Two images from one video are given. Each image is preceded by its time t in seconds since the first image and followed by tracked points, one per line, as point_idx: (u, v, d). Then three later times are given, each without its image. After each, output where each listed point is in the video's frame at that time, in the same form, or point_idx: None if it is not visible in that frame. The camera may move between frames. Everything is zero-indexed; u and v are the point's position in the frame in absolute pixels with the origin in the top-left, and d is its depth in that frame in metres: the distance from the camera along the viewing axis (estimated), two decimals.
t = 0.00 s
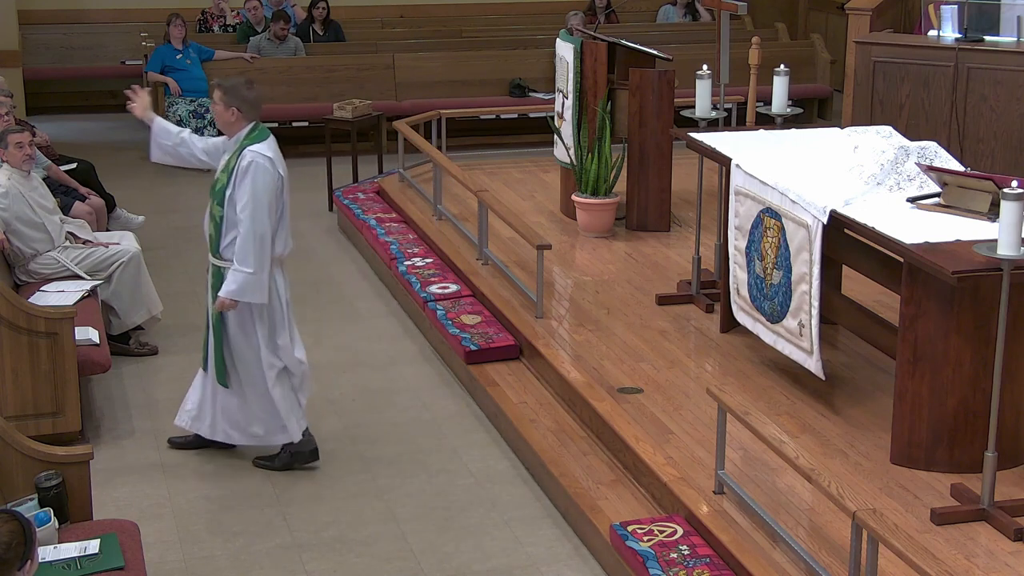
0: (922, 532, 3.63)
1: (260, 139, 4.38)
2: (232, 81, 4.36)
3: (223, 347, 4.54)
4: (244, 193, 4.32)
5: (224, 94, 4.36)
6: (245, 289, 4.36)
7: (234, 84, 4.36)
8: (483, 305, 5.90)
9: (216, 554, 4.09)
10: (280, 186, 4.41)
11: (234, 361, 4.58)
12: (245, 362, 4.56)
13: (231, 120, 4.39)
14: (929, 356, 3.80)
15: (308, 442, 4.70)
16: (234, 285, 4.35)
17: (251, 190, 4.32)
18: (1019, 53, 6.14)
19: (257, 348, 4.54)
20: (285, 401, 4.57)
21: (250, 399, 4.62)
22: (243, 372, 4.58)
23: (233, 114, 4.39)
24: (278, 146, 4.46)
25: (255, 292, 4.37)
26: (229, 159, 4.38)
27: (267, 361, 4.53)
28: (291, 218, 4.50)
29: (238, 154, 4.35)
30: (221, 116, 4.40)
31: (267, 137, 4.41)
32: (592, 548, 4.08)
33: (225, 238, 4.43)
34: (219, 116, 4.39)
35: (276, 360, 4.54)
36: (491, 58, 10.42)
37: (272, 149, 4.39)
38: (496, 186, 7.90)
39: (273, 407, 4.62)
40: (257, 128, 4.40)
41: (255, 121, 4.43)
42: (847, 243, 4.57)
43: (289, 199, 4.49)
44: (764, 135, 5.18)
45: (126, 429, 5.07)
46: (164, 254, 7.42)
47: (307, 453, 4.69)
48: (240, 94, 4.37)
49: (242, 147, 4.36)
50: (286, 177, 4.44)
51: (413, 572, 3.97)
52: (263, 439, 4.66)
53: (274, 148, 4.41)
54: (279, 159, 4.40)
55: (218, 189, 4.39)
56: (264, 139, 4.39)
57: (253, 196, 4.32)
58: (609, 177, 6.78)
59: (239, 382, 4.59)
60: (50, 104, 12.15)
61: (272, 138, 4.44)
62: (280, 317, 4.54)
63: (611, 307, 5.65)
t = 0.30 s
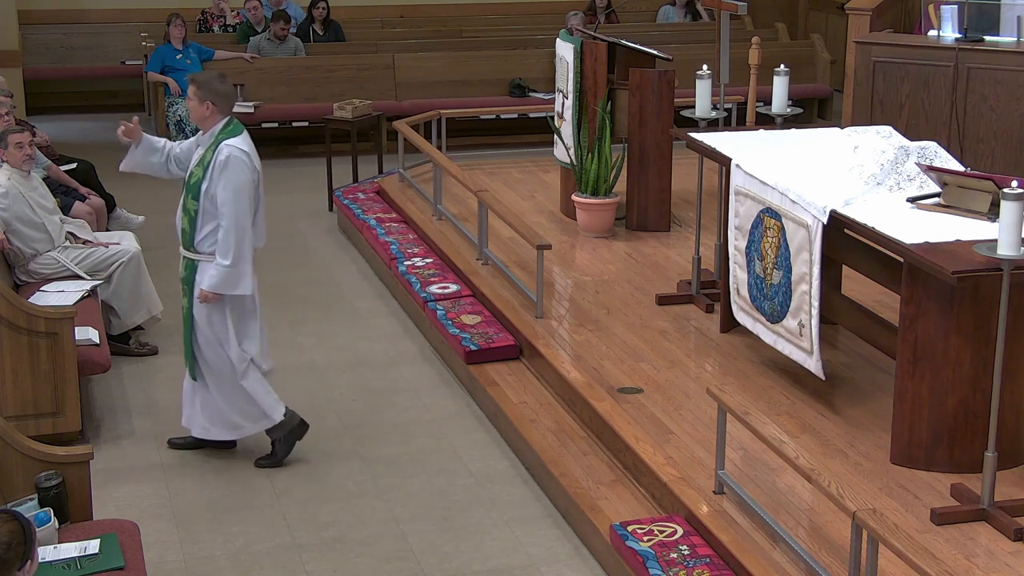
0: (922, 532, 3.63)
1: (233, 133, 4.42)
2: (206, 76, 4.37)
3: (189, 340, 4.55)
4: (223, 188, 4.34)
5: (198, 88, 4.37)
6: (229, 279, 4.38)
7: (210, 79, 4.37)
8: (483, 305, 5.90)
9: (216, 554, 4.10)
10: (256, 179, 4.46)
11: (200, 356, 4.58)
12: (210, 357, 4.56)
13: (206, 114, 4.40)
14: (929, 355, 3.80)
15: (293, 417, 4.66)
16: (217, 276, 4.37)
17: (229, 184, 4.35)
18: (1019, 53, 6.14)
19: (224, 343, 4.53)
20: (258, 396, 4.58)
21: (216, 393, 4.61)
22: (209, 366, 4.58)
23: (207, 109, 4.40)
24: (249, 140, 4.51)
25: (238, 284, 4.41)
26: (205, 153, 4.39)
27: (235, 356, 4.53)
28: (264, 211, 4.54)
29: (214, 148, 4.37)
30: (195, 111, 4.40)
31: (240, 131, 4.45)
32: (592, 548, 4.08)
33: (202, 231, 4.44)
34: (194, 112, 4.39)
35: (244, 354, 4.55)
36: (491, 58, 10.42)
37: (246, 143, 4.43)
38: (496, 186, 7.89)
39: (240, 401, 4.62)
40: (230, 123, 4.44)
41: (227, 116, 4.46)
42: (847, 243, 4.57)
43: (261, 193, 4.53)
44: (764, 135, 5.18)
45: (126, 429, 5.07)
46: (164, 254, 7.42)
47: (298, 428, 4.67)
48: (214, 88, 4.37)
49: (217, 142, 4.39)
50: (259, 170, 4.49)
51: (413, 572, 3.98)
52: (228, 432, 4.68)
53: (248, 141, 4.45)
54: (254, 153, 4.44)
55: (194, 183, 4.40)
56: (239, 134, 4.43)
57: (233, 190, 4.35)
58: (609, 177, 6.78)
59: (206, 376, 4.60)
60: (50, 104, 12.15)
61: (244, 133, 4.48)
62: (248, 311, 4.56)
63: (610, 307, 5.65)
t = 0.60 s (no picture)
0: (923, 532, 3.63)
1: (215, 131, 4.42)
2: (190, 76, 4.37)
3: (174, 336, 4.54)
4: (200, 184, 4.35)
5: (182, 88, 4.36)
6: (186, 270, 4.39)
7: (195, 77, 4.37)
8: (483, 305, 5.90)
9: (216, 554, 4.10)
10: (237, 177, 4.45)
11: (186, 352, 4.57)
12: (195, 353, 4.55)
13: (192, 114, 4.41)
14: (929, 355, 3.80)
15: (284, 410, 4.67)
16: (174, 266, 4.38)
17: (206, 181, 4.35)
18: (1019, 53, 6.14)
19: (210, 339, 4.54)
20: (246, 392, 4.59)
21: (202, 389, 4.61)
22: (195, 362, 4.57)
23: (193, 108, 4.40)
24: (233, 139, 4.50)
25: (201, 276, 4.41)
26: (187, 149, 4.40)
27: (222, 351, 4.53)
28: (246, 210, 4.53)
29: (195, 145, 4.38)
30: (180, 110, 4.40)
31: (223, 129, 4.44)
32: (592, 548, 4.08)
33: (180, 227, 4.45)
34: (178, 109, 4.40)
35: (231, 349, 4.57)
36: (491, 58, 10.42)
37: (228, 141, 4.42)
38: (496, 186, 7.89)
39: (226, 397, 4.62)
40: (213, 121, 4.43)
41: (212, 115, 4.46)
42: (847, 244, 4.57)
43: (244, 192, 4.52)
44: (765, 135, 5.18)
45: (126, 429, 5.07)
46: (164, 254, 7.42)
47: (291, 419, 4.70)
48: (199, 87, 4.37)
49: (198, 139, 4.39)
50: (242, 169, 4.48)
51: (413, 572, 3.98)
52: (214, 429, 4.67)
53: (230, 139, 4.44)
54: (235, 152, 4.43)
55: (175, 180, 4.41)
56: (222, 131, 4.43)
57: (208, 186, 4.35)
58: (609, 177, 6.78)
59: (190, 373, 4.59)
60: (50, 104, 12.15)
61: (228, 132, 4.48)
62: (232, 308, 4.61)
63: (611, 307, 5.65)
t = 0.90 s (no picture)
0: (923, 532, 3.63)
1: (207, 129, 4.41)
2: (182, 76, 4.35)
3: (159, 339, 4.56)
4: (188, 180, 4.36)
5: (174, 88, 4.34)
6: (152, 234, 4.39)
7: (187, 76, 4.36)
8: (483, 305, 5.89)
9: (216, 554, 4.10)
10: (229, 176, 4.44)
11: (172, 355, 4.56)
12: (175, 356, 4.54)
13: (185, 113, 4.39)
14: (929, 356, 3.80)
15: (265, 404, 4.61)
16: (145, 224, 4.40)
17: (195, 177, 4.36)
18: (1019, 53, 6.14)
19: (190, 340, 4.53)
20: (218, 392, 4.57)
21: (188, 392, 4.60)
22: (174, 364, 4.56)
23: (188, 108, 4.39)
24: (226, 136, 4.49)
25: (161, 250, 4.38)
26: (179, 149, 4.41)
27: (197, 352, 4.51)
28: (241, 207, 4.52)
29: (187, 143, 4.38)
30: (172, 110, 4.38)
31: (215, 127, 4.44)
32: (592, 548, 4.08)
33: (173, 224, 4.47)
34: (170, 108, 4.38)
35: (208, 350, 4.55)
36: (491, 58, 10.42)
37: (220, 138, 4.41)
38: (496, 186, 7.89)
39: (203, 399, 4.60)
40: (205, 119, 4.43)
41: (205, 113, 4.46)
42: (846, 244, 4.57)
43: (238, 190, 4.51)
44: (765, 135, 5.17)
45: (126, 429, 5.07)
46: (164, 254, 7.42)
47: (274, 412, 4.63)
48: (192, 87, 4.36)
49: (189, 136, 4.40)
50: (236, 167, 4.47)
51: (413, 572, 3.98)
52: (198, 430, 4.67)
53: (222, 137, 4.43)
54: (228, 149, 4.42)
55: (168, 179, 4.44)
56: (214, 130, 4.43)
57: (195, 183, 4.35)
58: (609, 177, 6.78)
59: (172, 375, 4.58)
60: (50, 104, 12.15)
61: (221, 130, 4.47)
62: (220, 309, 4.58)
63: (611, 307, 5.65)
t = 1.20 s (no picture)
0: (923, 532, 3.63)
1: (202, 129, 4.39)
2: (174, 76, 4.34)
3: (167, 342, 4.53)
4: (185, 180, 4.33)
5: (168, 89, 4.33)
6: (153, 232, 4.37)
7: (185, 78, 4.36)
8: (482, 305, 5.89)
9: (216, 554, 4.10)
10: (227, 175, 4.41)
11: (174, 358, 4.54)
12: (185, 360, 4.53)
13: (183, 115, 4.39)
14: (929, 356, 3.80)
15: (243, 443, 4.67)
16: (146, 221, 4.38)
17: (192, 177, 4.33)
18: (1019, 53, 6.14)
19: (200, 344, 4.52)
20: (224, 404, 4.57)
21: (184, 397, 4.58)
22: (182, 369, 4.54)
23: (186, 109, 4.39)
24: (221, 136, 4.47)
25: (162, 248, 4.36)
26: (176, 150, 4.39)
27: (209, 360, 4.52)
28: (240, 206, 4.49)
29: (183, 143, 4.36)
30: (170, 112, 4.37)
31: (210, 127, 4.42)
32: (591, 548, 4.09)
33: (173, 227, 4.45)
34: (169, 110, 4.37)
35: (214, 358, 4.54)
36: (491, 58, 10.42)
37: (216, 137, 4.39)
38: (496, 186, 7.89)
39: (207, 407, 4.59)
40: (200, 119, 4.41)
41: (200, 114, 4.44)
42: (846, 244, 4.57)
43: (236, 189, 4.48)
44: (765, 135, 5.17)
45: (126, 429, 5.07)
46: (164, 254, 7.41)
47: (246, 454, 4.68)
48: (186, 87, 4.34)
49: (185, 136, 4.38)
50: (233, 166, 4.45)
51: (413, 572, 3.98)
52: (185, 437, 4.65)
53: (218, 136, 4.41)
54: (223, 148, 4.40)
55: (167, 181, 4.41)
56: (210, 129, 4.41)
57: (192, 183, 4.33)
58: (609, 177, 6.78)
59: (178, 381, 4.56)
60: (50, 104, 12.15)
61: (216, 130, 4.45)
62: (226, 308, 4.57)
63: (611, 307, 5.65)
